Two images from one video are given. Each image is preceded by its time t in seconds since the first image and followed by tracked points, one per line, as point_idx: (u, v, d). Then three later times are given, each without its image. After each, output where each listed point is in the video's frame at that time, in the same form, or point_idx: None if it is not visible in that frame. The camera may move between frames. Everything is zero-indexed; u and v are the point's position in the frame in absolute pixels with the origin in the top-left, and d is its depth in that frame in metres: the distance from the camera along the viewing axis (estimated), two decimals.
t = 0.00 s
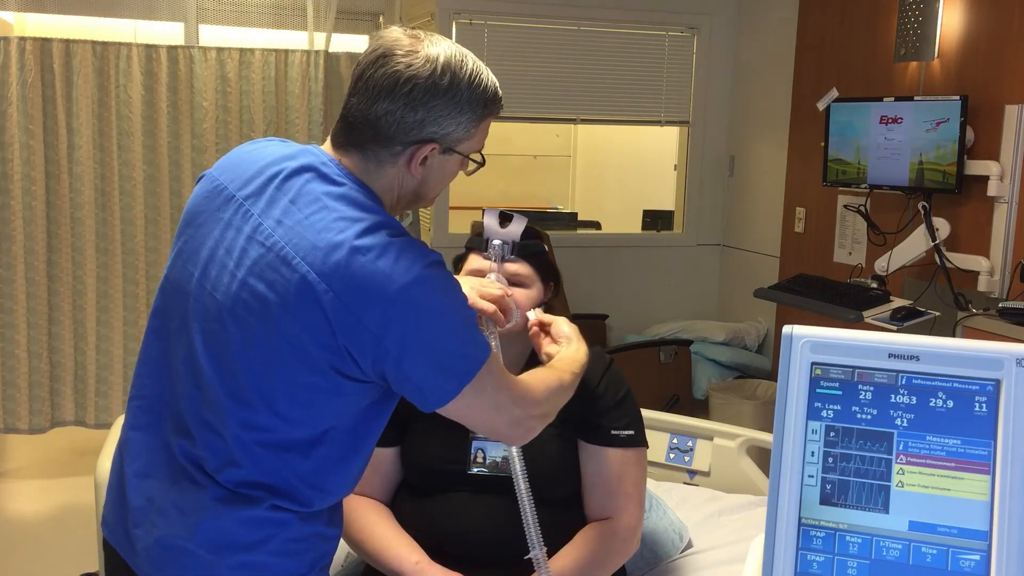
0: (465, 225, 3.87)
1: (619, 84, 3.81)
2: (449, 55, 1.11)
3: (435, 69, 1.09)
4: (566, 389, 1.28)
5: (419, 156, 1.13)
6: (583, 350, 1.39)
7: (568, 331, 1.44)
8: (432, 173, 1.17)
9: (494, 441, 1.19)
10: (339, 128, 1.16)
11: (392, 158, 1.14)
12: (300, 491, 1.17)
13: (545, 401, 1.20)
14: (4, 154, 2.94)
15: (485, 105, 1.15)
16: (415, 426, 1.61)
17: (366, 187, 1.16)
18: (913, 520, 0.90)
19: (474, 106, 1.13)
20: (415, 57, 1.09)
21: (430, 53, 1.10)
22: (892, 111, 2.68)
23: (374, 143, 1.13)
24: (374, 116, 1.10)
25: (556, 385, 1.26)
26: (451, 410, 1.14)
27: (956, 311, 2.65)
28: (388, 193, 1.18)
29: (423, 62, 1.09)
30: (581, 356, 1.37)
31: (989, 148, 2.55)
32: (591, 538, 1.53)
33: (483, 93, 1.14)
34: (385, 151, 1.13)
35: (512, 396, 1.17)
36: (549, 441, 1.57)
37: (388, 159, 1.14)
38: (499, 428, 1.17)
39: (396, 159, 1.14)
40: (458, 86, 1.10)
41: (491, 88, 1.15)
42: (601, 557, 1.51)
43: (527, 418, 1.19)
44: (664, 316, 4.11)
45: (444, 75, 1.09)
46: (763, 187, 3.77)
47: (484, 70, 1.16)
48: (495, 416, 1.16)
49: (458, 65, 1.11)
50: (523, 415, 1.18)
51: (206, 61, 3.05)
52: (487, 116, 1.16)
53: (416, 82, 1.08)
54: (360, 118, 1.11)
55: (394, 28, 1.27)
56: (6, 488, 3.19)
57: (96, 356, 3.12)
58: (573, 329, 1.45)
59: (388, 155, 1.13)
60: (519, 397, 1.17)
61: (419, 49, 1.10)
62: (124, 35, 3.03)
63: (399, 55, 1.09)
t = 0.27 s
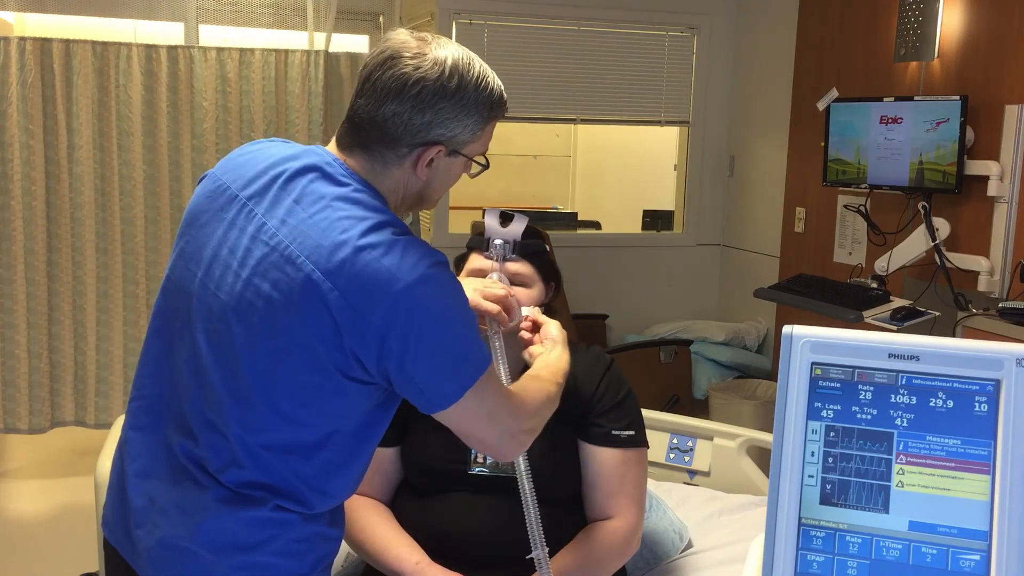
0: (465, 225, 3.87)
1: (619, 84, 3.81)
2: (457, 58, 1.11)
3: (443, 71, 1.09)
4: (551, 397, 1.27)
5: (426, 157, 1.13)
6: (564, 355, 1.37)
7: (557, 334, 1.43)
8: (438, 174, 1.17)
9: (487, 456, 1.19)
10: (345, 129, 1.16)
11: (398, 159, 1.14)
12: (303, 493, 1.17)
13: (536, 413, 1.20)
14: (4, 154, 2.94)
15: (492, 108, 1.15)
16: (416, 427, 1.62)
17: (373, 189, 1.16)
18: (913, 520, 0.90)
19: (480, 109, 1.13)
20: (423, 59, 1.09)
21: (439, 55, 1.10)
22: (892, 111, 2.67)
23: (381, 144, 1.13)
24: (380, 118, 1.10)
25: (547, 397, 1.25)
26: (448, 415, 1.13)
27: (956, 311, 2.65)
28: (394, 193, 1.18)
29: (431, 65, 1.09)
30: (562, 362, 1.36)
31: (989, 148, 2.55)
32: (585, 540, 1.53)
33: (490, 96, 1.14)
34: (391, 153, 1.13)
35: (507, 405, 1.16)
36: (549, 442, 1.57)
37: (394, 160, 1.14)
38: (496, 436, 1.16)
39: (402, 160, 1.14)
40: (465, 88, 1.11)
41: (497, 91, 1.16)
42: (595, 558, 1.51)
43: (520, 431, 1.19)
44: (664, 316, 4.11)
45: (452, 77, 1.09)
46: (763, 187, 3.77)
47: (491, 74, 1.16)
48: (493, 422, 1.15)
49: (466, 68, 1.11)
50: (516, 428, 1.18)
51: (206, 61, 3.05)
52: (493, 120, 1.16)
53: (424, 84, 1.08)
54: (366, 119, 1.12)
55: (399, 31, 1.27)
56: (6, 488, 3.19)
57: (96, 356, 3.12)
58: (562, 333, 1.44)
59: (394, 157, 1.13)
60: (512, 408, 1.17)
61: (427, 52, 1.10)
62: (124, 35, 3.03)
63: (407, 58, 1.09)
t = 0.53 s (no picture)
0: (465, 226, 3.87)
1: (619, 84, 3.81)
2: (458, 57, 1.11)
3: (445, 70, 1.09)
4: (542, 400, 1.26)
5: (428, 157, 1.13)
6: (550, 357, 1.37)
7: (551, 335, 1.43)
8: (440, 175, 1.17)
9: (480, 461, 1.18)
10: (347, 129, 1.16)
11: (400, 159, 1.14)
12: (304, 492, 1.16)
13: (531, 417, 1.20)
14: (4, 154, 2.94)
15: (493, 107, 1.15)
16: (416, 427, 1.62)
17: (375, 188, 1.16)
18: (913, 520, 0.90)
19: (482, 108, 1.13)
20: (425, 59, 1.09)
21: (440, 54, 1.10)
22: (892, 111, 2.67)
23: (383, 144, 1.12)
24: (382, 118, 1.10)
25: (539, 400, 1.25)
26: (444, 414, 1.13)
27: (956, 311, 2.65)
28: (395, 193, 1.18)
29: (433, 64, 1.09)
30: (547, 362, 1.35)
31: (989, 148, 2.55)
32: (585, 541, 1.53)
33: (491, 94, 1.14)
34: (394, 152, 1.13)
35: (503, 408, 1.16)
36: (549, 442, 1.57)
37: (396, 160, 1.14)
38: (493, 438, 1.16)
39: (405, 160, 1.14)
40: (466, 87, 1.11)
41: (498, 90, 1.16)
42: (597, 559, 1.51)
43: (514, 434, 1.18)
44: (664, 316, 4.11)
45: (453, 76, 1.10)
46: (763, 187, 3.77)
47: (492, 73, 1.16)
48: (490, 422, 1.15)
49: (468, 67, 1.11)
50: (511, 431, 1.17)
51: (206, 61, 3.05)
52: (495, 118, 1.16)
53: (426, 83, 1.08)
54: (368, 118, 1.12)
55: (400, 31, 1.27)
56: (6, 488, 3.19)
57: (96, 356, 3.12)
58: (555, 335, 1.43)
59: (396, 156, 1.13)
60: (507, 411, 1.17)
61: (428, 51, 1.11)
62: (124, 35, 3.03)
63: (408, 57, 1.09)
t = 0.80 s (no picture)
0: (465, 226, 3.87)
1: (619, 84, 3.81)
2: (459, 58, 1.12)
3: (446, 70, 1.09)
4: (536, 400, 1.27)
5: (429, 157, 1.13)
6: (540, 353, 1.36)
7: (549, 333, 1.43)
8: (440, 176, 1.17)
9: (472, 461, 1.18)
10: (349, 129, 1.16)
11: (400, 159, 1.14)
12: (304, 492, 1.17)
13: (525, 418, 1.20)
14: (4, 154, 2.95)
15: (494, 107, 1.15)
16: (416, 427, 1.62)
17: (376, 188, 1.16)
18: (913, 520, 0.90)
19: (483, 107, 1.13)
20: (426, 59, 1.10)
21: (441, 55, 1.10)
22: (892, 111, 2.67)
23: (384, 144, 1.12)
24: (383, 117, 1.10)
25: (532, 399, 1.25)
26: (441, 413, 1.13)
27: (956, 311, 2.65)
28: (395, 193, 1.18)
29: (434, 64, 1.09)
30: (537, 359, 1.34)
31: (989, 148, 2.55)
32: (586, 540, 1.53)
33: (492, 94, 1.14)
34: (395, 152, 1.13)
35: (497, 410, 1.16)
36: (548, 442, 1.57)
37: (398, 160, 1.14)
38: (488, 439, 1.16)
39: (406, 159, 1.14)
40: (468, 86, 1.11)
41: (499, 90, 1.16)
42: (597, 559, 1.51)
43: (508, 435, 1.18)
44: (665, 316, 4.11)
45: (455, 76, 1.10)
46: (763, 186, 3.77)
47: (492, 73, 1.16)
48: (487, 422, 1.15)
49: (469, 67, 1.11)
50: (505, 431, 1.17)
51: (206, 61, 3.05)
52: (496, 118, 1.16)
53: (427, 83, 1.08)
54: (370, 118, 1.11)
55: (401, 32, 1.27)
56: (6, 488, 3.19)
57: (96, 356, 3.12)
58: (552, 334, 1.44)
59: (397, 156, 1.13)
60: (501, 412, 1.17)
61: (430, 51, 1.11)
62: (124, 35, 3.03)
63: (410, 57, 1.10)
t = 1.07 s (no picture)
0: (465, 225, 3.87)
1: (619, 84, 3.81)
2: (460, 58, 1.12)
3: (447, 70, 1.10)
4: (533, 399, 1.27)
5: (429, 157, 1.13)
6: (533, 351, 1.35)
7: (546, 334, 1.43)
8: (440, 176, 1.17)
9: (470, 461, 1.19)
10: (349, 129, 1.16)
11: (401, 159, 1.14)
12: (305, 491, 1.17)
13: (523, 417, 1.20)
14: (4, 154, 2.95)
15: (494, 107, 1.15)
16: (416, 427, 1.62)
17: (376, 187, 1.16)
18: (913, 520, 0.90)
19: (483, 107, 1.14)
20: (427, 59, 1.10)
21: (442, 55, 1.11)
22: (892, 111, 2.67)
23: (385, 144, 1.13)
24: (383, 117, 1.10)
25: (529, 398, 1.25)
26: (441, 412, 1.13)
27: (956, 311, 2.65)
28: (395, 193, 1.18)
29: (435, 63, 1.10)
30: (531, 357, 1.34)
31: (989, 148, 2.55)
32: (585, 540, 1.53)
33: (492, 93, 1.15)
34: (395, 152, 1.13)
35: (495, 409, 1.16)
36: (548, 441, 1.57)
37: (399, 160, 1.14)
38: (486, 438, 1.16)
39: (406, 159, 1.14)
40: (468, 86, 1.11)
41: (499, 90, 1.16)
42: (596, 558, 1.51)
43: (505, 434, 1.18)
44: (664, 316, 4.11)
45: (456, 76, 1.10)
46: (763, 186, 3.77)
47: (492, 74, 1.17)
48: (486, 422, 1.15)
49: (469, 67, 1.12)
50: (502, 431, 1.18)
51: (206, 61, 3.05)
52: (496, 118, 1.17)
53: (428, 82, 1.08)
54: (370, 119, 1.12)
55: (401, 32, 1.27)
56: (6, 488, 3.19)
57: (96, 356, 3.12)
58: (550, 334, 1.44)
59: (398, 156, 1.13)
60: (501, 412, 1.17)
61: (430, 51, 1.11)
62: (124, 35, 3.03)
63: (411, 57, 1.10)
